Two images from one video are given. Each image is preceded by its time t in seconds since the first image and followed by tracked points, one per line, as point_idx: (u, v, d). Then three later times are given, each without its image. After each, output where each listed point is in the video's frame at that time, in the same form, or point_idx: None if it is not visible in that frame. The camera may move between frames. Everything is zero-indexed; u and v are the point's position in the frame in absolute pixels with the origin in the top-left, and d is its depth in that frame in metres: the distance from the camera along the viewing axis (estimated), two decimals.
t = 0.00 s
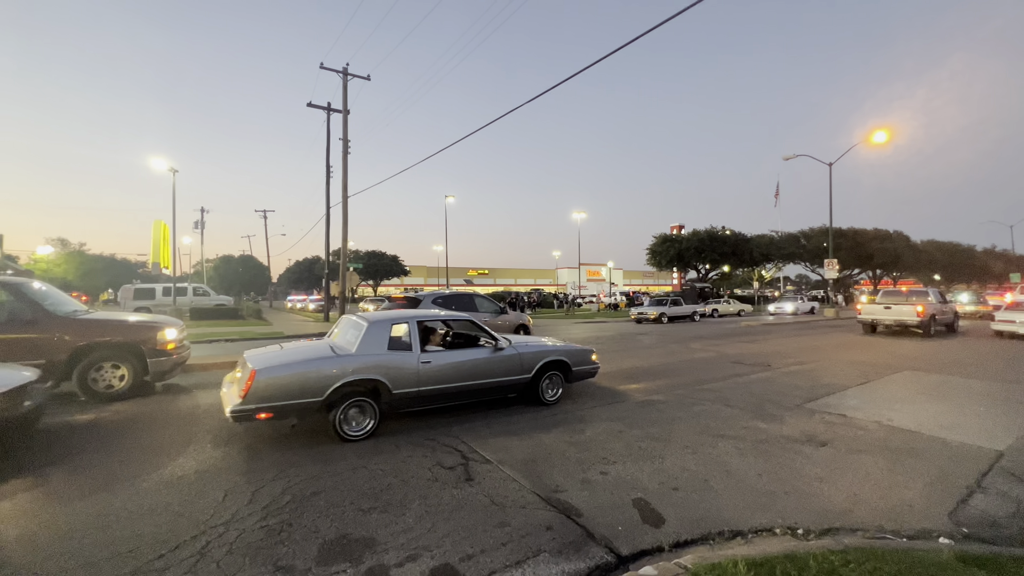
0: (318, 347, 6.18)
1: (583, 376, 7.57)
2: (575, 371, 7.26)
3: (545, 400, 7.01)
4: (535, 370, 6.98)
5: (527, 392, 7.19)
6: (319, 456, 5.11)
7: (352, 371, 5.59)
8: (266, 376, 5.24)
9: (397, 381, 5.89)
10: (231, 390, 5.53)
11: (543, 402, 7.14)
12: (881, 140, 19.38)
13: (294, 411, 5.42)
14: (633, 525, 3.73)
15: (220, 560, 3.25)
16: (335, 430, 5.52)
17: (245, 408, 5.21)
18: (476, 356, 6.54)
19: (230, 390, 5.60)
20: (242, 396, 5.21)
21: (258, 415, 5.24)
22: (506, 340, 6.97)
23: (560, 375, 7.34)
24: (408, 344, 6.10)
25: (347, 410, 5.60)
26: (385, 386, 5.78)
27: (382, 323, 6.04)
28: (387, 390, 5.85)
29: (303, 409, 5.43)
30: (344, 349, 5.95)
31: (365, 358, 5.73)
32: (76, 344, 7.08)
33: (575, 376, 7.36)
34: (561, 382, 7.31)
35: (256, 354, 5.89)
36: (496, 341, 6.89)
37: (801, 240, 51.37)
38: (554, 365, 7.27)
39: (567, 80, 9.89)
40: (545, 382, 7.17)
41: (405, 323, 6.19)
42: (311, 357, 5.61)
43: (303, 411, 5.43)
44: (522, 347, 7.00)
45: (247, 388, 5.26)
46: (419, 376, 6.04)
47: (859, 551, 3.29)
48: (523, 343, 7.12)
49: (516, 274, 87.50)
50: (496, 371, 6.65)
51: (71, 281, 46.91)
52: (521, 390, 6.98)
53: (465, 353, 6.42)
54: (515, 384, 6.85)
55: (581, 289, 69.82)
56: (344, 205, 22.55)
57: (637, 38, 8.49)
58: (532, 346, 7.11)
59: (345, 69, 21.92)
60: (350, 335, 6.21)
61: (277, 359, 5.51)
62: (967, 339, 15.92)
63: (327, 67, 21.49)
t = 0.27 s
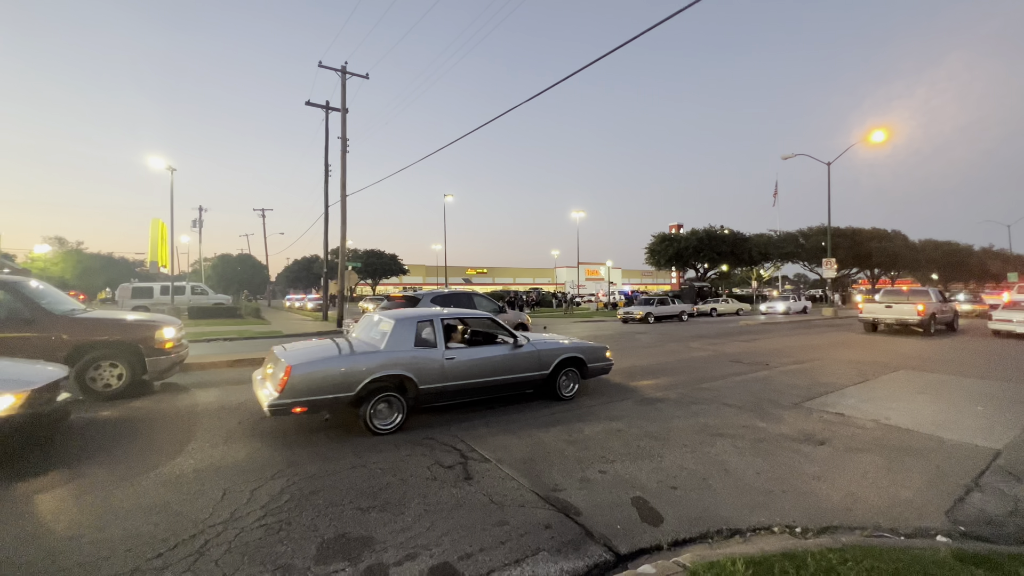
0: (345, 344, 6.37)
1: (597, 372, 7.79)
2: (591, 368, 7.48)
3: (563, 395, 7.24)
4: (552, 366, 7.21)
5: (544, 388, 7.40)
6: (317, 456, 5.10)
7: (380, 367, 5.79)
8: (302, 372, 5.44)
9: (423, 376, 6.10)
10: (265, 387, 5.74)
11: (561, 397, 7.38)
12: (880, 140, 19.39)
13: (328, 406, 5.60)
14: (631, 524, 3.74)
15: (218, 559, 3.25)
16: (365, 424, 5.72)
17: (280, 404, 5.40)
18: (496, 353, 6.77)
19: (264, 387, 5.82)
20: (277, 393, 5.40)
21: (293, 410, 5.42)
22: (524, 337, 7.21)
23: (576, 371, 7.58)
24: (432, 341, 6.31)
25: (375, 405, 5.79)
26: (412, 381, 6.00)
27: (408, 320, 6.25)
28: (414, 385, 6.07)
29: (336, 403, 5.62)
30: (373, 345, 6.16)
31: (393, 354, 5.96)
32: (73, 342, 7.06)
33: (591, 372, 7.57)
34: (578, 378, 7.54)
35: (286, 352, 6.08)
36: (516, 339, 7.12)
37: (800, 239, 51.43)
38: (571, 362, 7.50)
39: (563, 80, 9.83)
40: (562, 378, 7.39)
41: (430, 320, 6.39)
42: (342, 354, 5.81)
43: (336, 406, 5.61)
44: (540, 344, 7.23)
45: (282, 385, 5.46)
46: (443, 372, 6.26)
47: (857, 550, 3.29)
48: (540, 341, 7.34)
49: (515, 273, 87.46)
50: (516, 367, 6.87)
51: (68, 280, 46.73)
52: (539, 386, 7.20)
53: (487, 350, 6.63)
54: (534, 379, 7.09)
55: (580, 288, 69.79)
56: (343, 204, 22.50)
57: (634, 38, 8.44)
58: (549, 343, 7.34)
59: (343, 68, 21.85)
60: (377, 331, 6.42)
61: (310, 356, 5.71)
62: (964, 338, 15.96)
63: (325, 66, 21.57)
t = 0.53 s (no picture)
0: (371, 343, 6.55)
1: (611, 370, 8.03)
2: (607, 365, 7.73)
3: (581, 392, 7.46)
4: (570, 364, 7.44)
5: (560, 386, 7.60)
6: (315, 456, 5.10)
7: (409, 365, 5.99)
8: (337, 368, 5.61)
9: (449, 373, 6.31)
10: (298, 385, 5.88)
11: (578, 394, 7.61)
12: (877, 141, 19.46)
13: (360, 402, 5.77)
14: (630, 524, 3.74)
15: (217, 560, 3.24)
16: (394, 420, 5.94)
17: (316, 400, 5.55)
18: (517, 351, 7.00)
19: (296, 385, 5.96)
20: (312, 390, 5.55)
21: (329, 405, 5.58)
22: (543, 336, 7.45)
23: (593, 369, 7.83)
24: (457, 340, 6.53)
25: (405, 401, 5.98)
26: (439, 378, 6.21)
27: (434, 319, 6.46)
28: (441, 381, 6.28)
29: (368, 399, 5.79)
30: (400, 343, 6.35)
31: (421, 352, 6.16)
32: (70, 343, 7.03)
33: (606, 370, 7.82)
34: (594, 375, 7.78)
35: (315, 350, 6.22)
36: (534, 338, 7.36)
37: (798, 240, 51.53)
38: (587, 360, 7.74)
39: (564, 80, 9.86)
40: (579, 376, 7.62)
41: (454, 319, 6.60)
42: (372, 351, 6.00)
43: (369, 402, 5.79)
44: (558, 343, 7.47)
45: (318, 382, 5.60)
46: (468, 369, 6.48)
47: (855, 550, 3.30)
48: (557, 340, 7.58)
49: (513, 274, 87.46)
50: (536, 364, 7.10)
51: (65, 281, 46.55)
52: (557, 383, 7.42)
53: (509, 348, 6.86)
54: (553, 377, 7.32)
55: (578, 289, 69.80)
56: (341, 205, 22.48)
57: (635, 39, 8.47)
58: (566, 342, 7.58)
59: (341, 68, 21.85)
60: (402, 330, 6.61)
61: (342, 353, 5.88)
62: (960, 339, 16.03)
63: (324, 66, 21.67)
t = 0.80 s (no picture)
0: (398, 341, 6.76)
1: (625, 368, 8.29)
2: (622, 363, 7.99)
3: (599, 389, 7.72)
4: (587, 361, 7.67)
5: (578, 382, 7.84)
6: (312, 457, 5.09)
7: (436, 362, 6.20)
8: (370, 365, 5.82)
9: (473, 370, 6.54)
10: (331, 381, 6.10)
11: (595, 391, 7.86)
12: (874, 142, 19.52)
13: (392, 397, 5.99)
14: (628, 524, 3.74)
15: (214, 561, 3.23)
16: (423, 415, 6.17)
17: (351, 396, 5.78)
18: (538, 349, 7.25)
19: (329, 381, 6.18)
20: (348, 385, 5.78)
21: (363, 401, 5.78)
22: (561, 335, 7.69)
23: (608, 367, 8.08)
24: (482, 338, 6.76)
25: (434, 397, 6.21)
26: (466, 374, 6.43)
27: (459, 318, 6.68)
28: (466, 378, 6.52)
29: (399, 395, 6.01)
30: (428, 341, 6.57)
31: (448, 350, 6.38)
32: (67, 343, 7.00)
33: (621, 367, 8.08)
34: (610, 372, 8.03)
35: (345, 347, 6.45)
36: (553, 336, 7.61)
37: (795, 241, 51.67)
38: (603, 357, 7.99)
39: (563, 80, 9.73)
40: (595, 373, 7.86)
41: (478, 318, 6.82)
42: (402, 349, 6.21)
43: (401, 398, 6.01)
44: (576, 341, 7.71)
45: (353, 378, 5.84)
46: (492, 366, 6.71)
47: (853, 550, 3.30)
48: (575, 338, 7.82)
49: (511, 274, 87.48)
50: (555, 362, 7.33)
51: (62, 280, 46.39)
52: (575, 380, 7.66)
53: (531, 346, 7.10)
54: (571, 374, 7.57)
55: (576, 289, 69.84)
56: (339, 205, 22.44)
57: (635, 38, 8.31)
58: (583, 340, 7.82)
59: (340, 68, 21.80)
60: (427, 329, 6.83)
61: (374, 351, 6.09)
62: (956, 339, 16.10)
63: (322, 66, 21.63)
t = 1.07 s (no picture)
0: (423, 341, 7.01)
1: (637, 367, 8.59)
2: (635, 362, 8.31)
3: (614, 387, 8.02)
4: (601, 360, 7.95)
5: (592, 381, 8.11)
6: (308, 460, 5.07)
7: (459, 361, 6.44)
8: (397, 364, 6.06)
9: (495, 369, 6.79)
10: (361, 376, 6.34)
11: (609, 389, 8.15)
12: (868, 144, 19.65)
13: (421, 394, 6.23)
14: (625, 526, 3.74)
15: (208, 565, 3.21)
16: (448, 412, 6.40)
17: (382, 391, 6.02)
18: (556, 349, 7.52)
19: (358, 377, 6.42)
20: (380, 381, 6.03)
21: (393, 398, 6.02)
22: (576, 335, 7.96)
23: (621, 366, 8.41)
24: (503, 338, 7.02)
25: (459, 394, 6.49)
26: (489, 373, 6.69)
27: (482, 319, 6.94)
28: (490, 376, 6.79)
29: (428, 393, 6.26)
30: (452, 341, 6.83)
31: (473, 350, 6.64)
32: (60, 346, 6.94)
33: (633, 366, 8.37)
34: (623, 370, 8.33)
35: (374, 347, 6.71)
36: (570, 337, 7.90)
37: (790, 242, 51.92)
38: (616, 357, 8.28)
39: (562, 81, 9.74)
40: (609, 372, 8.15)
41: (500, 319, 7.08)
42: (430, 349, 6.46)
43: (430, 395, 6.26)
44: (591, 341, 7.99)
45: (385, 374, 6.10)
46: (514, 365, 6.98)
47: (848, 551, 3.32)
48: (589, 338, 8.11)
49: (508, 276, 87.45)
50: (572, 361, 7.61)
51: (55, 282, 46.04)
52: (589, 378, 7.94)
53: (550, 346, 7.38)
54: (587, 373, 7.85)
55: (573, 291, 69.85)
56: (334, 207, 22.36)
57: (634, 38, 8.33)
58: (597, 340, 8.11)
59: (335, 69, 21.74)
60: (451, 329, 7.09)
61: (404, 350, 6.33)
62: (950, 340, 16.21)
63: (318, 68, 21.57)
